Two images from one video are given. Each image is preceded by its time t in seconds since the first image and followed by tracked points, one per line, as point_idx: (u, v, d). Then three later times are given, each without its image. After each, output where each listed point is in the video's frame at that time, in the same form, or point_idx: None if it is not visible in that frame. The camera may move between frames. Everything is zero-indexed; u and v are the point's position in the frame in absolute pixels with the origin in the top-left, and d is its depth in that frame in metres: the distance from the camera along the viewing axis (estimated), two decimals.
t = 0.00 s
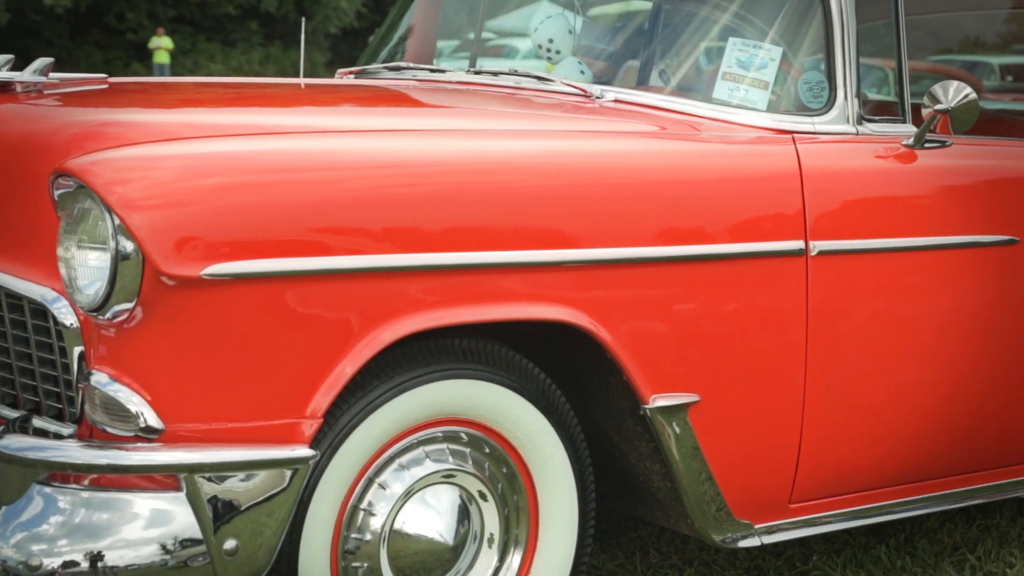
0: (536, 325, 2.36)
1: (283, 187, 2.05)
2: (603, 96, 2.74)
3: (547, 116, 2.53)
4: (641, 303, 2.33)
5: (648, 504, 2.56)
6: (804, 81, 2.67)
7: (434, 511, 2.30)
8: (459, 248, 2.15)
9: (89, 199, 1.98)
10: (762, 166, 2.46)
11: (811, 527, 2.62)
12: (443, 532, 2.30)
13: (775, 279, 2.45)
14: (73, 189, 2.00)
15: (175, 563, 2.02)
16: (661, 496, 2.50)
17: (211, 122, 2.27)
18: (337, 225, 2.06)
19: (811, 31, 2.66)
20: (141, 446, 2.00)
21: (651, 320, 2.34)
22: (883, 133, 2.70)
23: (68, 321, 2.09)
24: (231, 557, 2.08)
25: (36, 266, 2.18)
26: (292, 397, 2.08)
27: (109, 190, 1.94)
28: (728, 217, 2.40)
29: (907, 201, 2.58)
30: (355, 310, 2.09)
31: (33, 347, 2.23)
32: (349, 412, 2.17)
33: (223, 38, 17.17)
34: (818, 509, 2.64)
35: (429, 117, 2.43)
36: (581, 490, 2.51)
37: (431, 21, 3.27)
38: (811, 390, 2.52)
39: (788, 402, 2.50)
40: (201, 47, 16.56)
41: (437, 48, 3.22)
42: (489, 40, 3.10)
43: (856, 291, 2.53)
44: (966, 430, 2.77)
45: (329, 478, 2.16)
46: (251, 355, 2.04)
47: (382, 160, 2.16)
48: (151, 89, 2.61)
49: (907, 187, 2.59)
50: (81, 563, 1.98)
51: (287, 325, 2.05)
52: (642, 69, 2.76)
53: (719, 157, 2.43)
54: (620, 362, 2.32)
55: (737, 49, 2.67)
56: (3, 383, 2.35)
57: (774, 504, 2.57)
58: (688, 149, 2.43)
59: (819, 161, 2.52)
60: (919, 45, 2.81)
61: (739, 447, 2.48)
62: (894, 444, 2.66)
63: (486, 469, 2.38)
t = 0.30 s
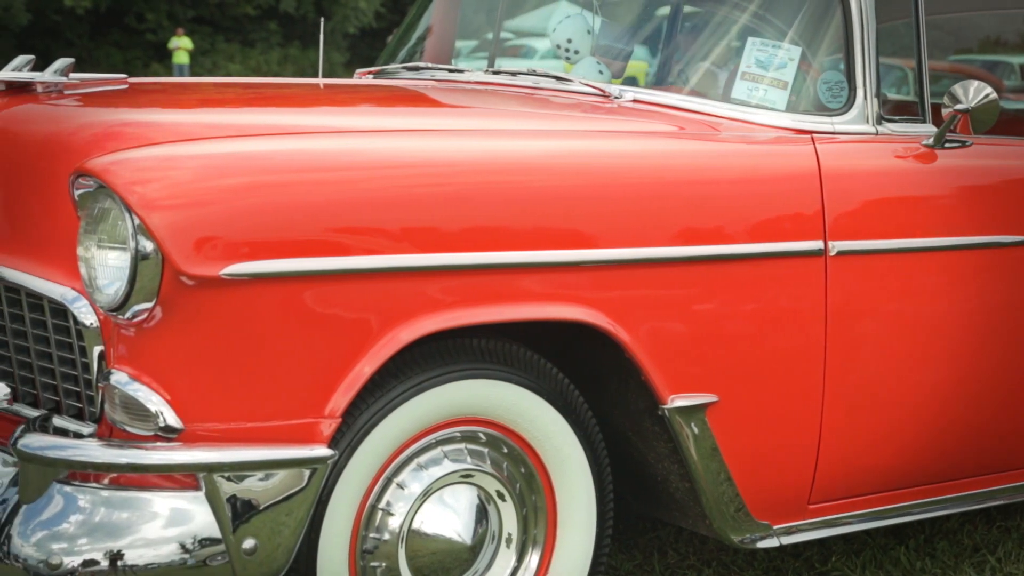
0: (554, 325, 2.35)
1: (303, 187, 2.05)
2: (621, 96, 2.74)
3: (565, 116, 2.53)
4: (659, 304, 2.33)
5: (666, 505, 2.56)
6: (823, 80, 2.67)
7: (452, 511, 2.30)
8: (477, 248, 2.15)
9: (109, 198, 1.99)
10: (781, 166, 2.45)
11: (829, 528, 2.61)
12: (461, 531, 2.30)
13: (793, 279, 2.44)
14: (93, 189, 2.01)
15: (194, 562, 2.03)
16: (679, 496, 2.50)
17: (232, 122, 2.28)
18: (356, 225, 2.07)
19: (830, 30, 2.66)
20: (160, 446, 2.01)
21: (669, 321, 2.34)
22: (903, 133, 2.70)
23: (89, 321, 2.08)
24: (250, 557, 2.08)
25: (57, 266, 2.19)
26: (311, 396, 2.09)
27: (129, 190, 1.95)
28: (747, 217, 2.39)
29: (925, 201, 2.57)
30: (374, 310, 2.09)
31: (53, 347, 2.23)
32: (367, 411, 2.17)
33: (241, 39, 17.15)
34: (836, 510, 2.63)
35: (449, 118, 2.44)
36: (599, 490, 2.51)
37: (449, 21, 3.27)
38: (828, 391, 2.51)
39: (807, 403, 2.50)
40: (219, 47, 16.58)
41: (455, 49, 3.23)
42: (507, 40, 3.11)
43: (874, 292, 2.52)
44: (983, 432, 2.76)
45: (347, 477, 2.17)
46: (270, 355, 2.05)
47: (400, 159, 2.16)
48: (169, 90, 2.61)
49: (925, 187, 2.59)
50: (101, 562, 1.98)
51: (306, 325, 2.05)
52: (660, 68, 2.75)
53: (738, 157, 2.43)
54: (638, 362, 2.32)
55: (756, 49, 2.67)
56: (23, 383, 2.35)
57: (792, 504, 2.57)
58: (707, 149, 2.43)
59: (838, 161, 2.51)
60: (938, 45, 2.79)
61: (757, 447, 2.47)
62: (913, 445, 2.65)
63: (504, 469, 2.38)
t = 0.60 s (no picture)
0: (571, 325, 2.35)
1: (320, 187, 2.05)
2: (638, 96, 2.74)
3: (582, 116, 2.53)
4: (675, 304, 2.32)
5: (682, 505, 2.55)
6: (841, 80, 2.67)
7: (469, 511, 2.30)
8: (493, 248, 2.15)
9: (127, 198, 1.99)
10: (797, 166, 2.44)
11: (845, 529, 2.61)
12: (478, 531, 2.30)
13: (810, 279, 2.44)
14: (111, 189, 2.01)
15: (211, 561, 2.03)
16: (696, 497, 2.50)
17: (250, 122, 2.29)
18: (373, 225, 2.07)
19: (848, 30, 2.65)
20: (177, 446, 2.01)
21: (686, 321, 2.34)
22: (921, 133, 2.69)
23: (107, 321, 2.09)
24: (267, 556, 2.08)
25: (76, 265, 2.19)
26: (328, 396, 2.09)
27: (147, 190, 1.95)
28: (764, 217, 2.39)
29: (943, 201, 2.57)
30: (391, 310, 2.09)
31: (71, 346, 2.24)
32: (383, 411, 2.17)
33: (258, 39, 17.17)
34: (853, 511, 2.63)
35: (466, 118, 2.43)
36: (616, 491, 2.51)
37: (465, 21, 3.27)
38: (845, 391, 2.51)
39: (823, 404, 2.49)
40: (236, 46, 16.66)
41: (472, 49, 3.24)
42: (524, 40, 3.11)
43: (891, 292, 2.51)
44: (1000, 433, 2.75)
45: (364, 477, 2.17)
46: (288, 355, 2.05)
47: (417, 159, 2.16)
48: (185, 90, 2.62)
49: (943, 187, 2.58)
50: (119, 560, 1.98)
51: (323, 325, 2.06)
52: (677, 68, 2.75)
53: (755, 157, 2.42)
54: (654, 363, 2.32)
55: (774, 49, 2.66)
56: (41, 383, 2.36)
57: (809, 506, 2.56)
58: (724, 149, 2.42)
59: (855, 161, 2.50)
60: (956, 45, 2.78)
61: (773, 448, 2.47)
62: (929, 446, 2.64)
63: (520, 469, 2.37)
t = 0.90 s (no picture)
0: (587, 325, 2.35)
1: (337, 187, 2.05)
2: (654, 97, 2.74)
3: (599, 116, 2.53)
4: (692, 304, 2.32)
5: (699, 506, 2.55)
6: (858, 80, 2.66)
7: (485, 511, 2.30)
8: (510, 248, 2.15)
9: (145, 199, 2.00)
10: (814, 166, 2.44)
11: (862, 530, 2.60)
12: (494, 532, 2.30)
13: (827, 280, 2.43)
14: (129, 189, 2.02)
15: (229, 560, 2.03)
16: (713, 498, 2.49)
17: (269, 122, 2.29)
18: (391, 225, 2.07)
19: (866, 31, 2.65)
20: (194, 445, 2.02)
21: (702, 321, 2.33)
22: (939, 133, 2.69)
23: (124, 321, 2.09)
24: (284, 556, 2.09)
25: (94, 266, 2.20)
26: (345, 396, 2.09)
27: (165, 190, 1.96)
28: (780, 218, 2.38)
29: (960, 202, 2.56)
30: (407, 310, 2.10)
31: (90, 347, 2.24)
32: (400, 411, 2.17)
33: (275, 39, 17.18)
34: (870, 513, 2.62)
35: (483, 118, 2.44)
36: (632, 492, 2.51)
37: (482, 21, 3.28)
38: (862, 392, 2.50)
39: (840, 405, 2.49)
40: (253, 47, 16.58)
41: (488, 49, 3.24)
42: (540, 41, 3.11)
43: (908, 293, 2.50)
44: (1016, 435, 2.74)
45: (380, 477, 2.17)
46: (305, 355, 2.06)
47: (435, 160, 2.16)
48: (203, 90, 2.63)
49: (961, 188, 2.57)
50: (136, 560, 1.99)
51: (340, 325, 2.06)
52: (693, 68, 2.75)
53: (772, 157, 2.42)
54: (671, 363, 2.31)
55: (791, 49, 2.66)
56: (59, 382, 2.37)
57: (826, 507, 2.56)
58: (740, 149, 2.42)
59: (872, 161, 2.50)
60: (974, 45, 2.77)
61: (790, 449, 2.46)
62: (945, 448, 2.64)
63: (536, 469, 2.37)
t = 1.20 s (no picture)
0: (604, 326, 2.35)
1: (355, 188, 2.05)
2: (673, 97, 2.74)
3: (617, 117, 2.53)
4: (710, 305, 2.32)
5: (717, 507, 2.55)
6: (878, 80, 2.66)
7: (502, 511, 2.30)
8: (528, 248, 2.15)
9: (164, 199, 2.01)
10: (833, 166, 2.43)
11: (880, 532, 2.60)
12: (511, 532, 2.31)
13: (844, 281, 2.42)
14: (149, 189, 2.03)
15: (247, 559, 2.04)
16: (730, 498, 2.49)
17: (288, 122, 2.30)
18: (409, 225, 2.07)
19: (885, 31, 2.65)
20: (213, 445, 2.02)
21: (720, 322, 2.33)
22: (960, 133, 2.68)
23: (143, 320, 2.09)
24: (302, 555, 2.09)
25: (115, 266, 2.21)
26: (363, 396, 2.10)
27: (184, 190, 1.96)
28: (798, 218, 2.37)
29: (979, 202, 2.55)
30: (425, 310, 2.10)
31: (109, 348, 2.25)
32: (418, 412, 2.18)
33: (292, 40, 17.24)
34: (888, 514, 2.62)
35: (501, 118, 2.44)
36: (649, 492, 2.51)
37: (499, 21, 3.28)
38: (880, 393, 2.49)
39: (858, 405, 2.48)
40: (272, 47, 16.70)
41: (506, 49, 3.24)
42: (558, 41, 3.12)
43: (926, 293, 2.49)
44: None
45: (398, 477, 2.18)
46: (324, 355, 2.06)
47: (453, 160, 2.16)
48: (222, 90, 2.64)
49: (980, 188, 2.56)
50: (155, 558, 1.99)
51: (358, 324, 2.06)
52: (711, 69, 2.75)
53: (790, 158, 2.41)
54: (688, 363, 2.31)
55: (809, 49, 2.66)
56: (80, 382, 2.38)
57: (844, 509, 2.55)
58: (759, 149, 2.41)
59: (891, 161, 2.49)
60: (993, 45, 2.76)
61: (808, 450, 2.46)
62: (963, 450, 2.63)
63: (554, 470, 2.37)
